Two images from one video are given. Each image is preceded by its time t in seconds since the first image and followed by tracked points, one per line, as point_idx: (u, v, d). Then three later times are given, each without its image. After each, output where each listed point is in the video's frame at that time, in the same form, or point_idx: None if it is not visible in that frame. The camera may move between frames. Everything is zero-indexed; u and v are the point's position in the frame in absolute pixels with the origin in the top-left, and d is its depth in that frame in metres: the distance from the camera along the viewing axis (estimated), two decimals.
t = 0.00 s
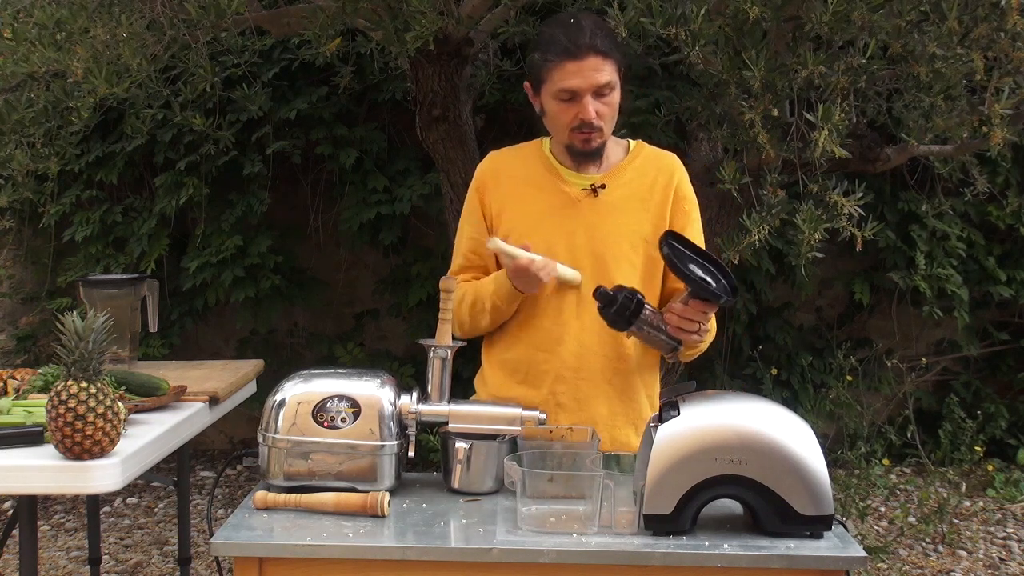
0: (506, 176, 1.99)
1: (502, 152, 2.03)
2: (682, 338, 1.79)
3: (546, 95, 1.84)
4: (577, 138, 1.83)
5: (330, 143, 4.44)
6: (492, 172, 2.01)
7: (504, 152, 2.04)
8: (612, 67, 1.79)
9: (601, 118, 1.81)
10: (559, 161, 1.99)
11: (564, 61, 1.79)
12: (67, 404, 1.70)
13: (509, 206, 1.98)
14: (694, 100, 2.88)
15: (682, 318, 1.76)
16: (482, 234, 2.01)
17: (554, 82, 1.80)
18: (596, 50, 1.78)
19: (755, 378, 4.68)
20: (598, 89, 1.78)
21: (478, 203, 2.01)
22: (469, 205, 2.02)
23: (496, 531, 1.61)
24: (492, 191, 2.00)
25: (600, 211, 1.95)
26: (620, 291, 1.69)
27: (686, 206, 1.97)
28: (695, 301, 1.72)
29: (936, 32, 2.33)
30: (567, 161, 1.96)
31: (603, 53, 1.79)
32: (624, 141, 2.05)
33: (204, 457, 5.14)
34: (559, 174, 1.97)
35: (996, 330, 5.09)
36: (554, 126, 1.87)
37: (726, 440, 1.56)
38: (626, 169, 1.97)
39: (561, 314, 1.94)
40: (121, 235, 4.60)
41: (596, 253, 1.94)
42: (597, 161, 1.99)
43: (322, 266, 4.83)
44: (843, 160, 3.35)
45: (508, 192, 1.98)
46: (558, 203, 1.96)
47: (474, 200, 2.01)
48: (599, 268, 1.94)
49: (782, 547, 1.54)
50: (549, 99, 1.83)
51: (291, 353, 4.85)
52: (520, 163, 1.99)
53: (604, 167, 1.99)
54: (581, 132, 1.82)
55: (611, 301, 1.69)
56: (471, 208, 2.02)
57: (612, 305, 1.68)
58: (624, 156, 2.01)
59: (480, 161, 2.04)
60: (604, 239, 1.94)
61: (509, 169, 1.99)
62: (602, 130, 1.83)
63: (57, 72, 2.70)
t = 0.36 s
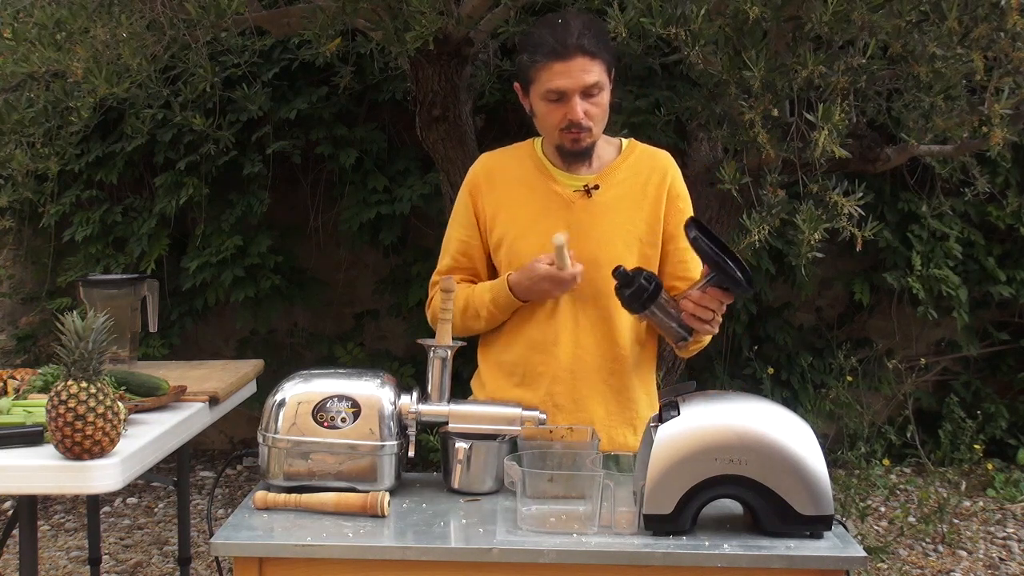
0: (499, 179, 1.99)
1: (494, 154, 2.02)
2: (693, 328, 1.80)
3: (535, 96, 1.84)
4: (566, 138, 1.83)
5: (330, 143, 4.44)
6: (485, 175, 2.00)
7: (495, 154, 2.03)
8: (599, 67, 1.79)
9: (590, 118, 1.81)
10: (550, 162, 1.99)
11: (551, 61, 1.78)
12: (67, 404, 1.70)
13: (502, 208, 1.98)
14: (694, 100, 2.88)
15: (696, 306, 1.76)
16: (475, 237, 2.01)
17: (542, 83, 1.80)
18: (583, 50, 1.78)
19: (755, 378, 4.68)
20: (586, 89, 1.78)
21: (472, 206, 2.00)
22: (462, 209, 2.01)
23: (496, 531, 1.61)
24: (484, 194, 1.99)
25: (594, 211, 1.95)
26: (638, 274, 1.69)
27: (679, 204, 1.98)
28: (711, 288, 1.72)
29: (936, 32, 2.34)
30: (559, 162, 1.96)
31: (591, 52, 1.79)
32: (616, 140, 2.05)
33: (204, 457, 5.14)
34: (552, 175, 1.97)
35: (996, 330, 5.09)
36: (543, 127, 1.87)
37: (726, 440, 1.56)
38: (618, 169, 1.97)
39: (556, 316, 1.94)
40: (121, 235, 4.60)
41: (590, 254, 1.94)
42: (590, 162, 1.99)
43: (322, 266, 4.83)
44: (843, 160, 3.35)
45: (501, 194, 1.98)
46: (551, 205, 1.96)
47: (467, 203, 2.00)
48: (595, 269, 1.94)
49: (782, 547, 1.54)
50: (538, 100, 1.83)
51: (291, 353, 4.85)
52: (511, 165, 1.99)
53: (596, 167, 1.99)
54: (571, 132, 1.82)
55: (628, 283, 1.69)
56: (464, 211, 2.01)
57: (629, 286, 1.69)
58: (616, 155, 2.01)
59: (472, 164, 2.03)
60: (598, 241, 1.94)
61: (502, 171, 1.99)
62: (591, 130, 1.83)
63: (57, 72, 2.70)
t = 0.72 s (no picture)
0: (497, 178, 1.99)
1: (491, 154, 2.02)
2: (702, 335, 1.79)
3: (527, 83, 1.85)
4: (553, 124, 1.83)
5: (330, 143, 4.44)
6: (482, 174, 1.99)
7: (492, 153, 2.03)
8: (592, 54, 1.80)
9: (578, 105, 1.81)
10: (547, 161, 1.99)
11: (543, 45, 1.80)
12: (67, 404, 1.70)
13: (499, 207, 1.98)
14: (694, 100, 2.88)
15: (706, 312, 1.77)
16: (472, 237, 1.98)
17: (533, 67, 1.81)
18: (575, 36, 1.79)
19: (755, 378, 4.68)
20: (575, 72, 1.79)
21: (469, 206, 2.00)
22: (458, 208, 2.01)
23: (496, 531, 1.61)
24: (481, 194, 1.99)
25: (590, 211, 1.95)
26: (652, 278, 1.68)
27: (676, 204, 1.99)
28: (724, 295, 1.74)
29: (936, 32, 2.34)
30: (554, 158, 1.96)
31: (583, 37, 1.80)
32: (613, 140, 2.05)
33: (204, 457, 5.14)
34: (548, 174, 1.97)
35: (996, 330, 5.09)
36: (532, 114, 1.87)
37: (726, 441, 1.56)
38: (616, 168, 1.98)
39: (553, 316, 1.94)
40: (121, 235, 4.61)
41: (588, 255, 1.94)
42: (586, 162, 1.99)
43: (322, 266, 4.83)
44: (843, 160, 3.35)
45: (498, 194, 1.98)
46: (548, 205, 1.96)
47: (464, 203, 2.00)
48: (591, 269, 1.94)
49: (782, 547, 1.54)
50: (529, 86, 1.84)
51: (291, 353, 4.85)
52: (508, 165, 1.99)
53: (593, 166, 1.99)
54: (558, 117, 1.82)
55: (642, 287, 1.68)
56: (461, 211, 2.00)
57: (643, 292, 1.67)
58: (613, 155, 2.01)
59: (469, 163, 2.03)
60: (595, 241, 1.94)
61: (498, 171, 1.99)
62: (580, 118, 1.82)
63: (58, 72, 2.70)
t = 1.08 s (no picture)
0: (500, 176, 1.98)
1: (493, 152, 2.01)
2: (702, 338, 1.80)
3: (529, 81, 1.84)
4: (547, 120, 1.82)
5: (330, 143, 4.44)
6: (484, 171, 1.99)
7: (494, 151, 2.02)
8: (596, 57, 1.80)
9: (573, 105, 1.81)
10: (549, 161, 1.99)
11: (547, 44, 1.80)
12: (67, 405, 1.70)
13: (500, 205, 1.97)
14: (694, 100, 2.88)
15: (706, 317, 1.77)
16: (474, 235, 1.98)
17: (534, 65, 1.81)
18: (580, 38, 1.79)
19: (755, 378, 4.68)
20: (573, 72, 1.79)
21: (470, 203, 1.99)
22: (459, 205, 2.00)
23: (496, 531, 1.61)
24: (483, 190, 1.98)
25: (593, 210, 1.95)
26: (655, 281, 1.72)
27: (676, 205, 2.00)
28: (724, 300, 1.73)
29: (936, 32, 2.34)
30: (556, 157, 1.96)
31: (589, 39, 1.80)
32: (614, 140, 2.06)
33: (204, 457, 5.14)
34: (551, 172, 1.96)
35: (996, 330, 5.09)
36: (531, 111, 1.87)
37: (727, 441, 1.56)
38: (618, 168, 1.98)
39: (555, 315, 1.93)
40: (121, 235, 4.61)
41: (590, 254, 1.94)
42: (589, 161, 1.99)
43: (322, 266, 4.84)
44: (843, 160, 3.35)
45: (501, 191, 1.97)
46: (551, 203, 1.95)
47: (466, 200, 1.99)
48: (594, 268, 1.94)
49: (782, 547, 1.54)
50: (530, 83, 1.84)
51: (291, 353, 4.85)
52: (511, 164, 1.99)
53: (595, 166, 1.99)
54: (552, 115, 1.82)
55: (644, 290, 1.72)
56: (463, 208, 1.99)
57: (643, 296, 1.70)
58: (615, 155, 2.01)
59: (470, 160, 2.02)
60: (598, 241, 1.94)
61: (500, 169, 1.99)
62: (574, 118, 1.82)
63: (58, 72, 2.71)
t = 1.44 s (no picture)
0: (503, 176, 1.99)
1: (497, 152, 2.02)
2: (702, 339, 1.80)
3: (535, 81, 1.84)
4: (552, 121, 1.82)
5: (330, 143, 4.44)
6: (488, 171, 1.99)
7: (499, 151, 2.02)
8: (602, 59, 1.80)
9: (579, 106, 1.81)
10: (553, 161, 1.99)
11: (555, 45, 1.80)
12: (67, 405, 1.70)
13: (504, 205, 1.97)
14: (694, 100, 2.88)
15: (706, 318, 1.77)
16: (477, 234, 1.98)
17: (541, 65, 1.81)
18: (587, 40, 1.79)
19: (755, 378, 4.69)
20: (580, 73, 1.79)
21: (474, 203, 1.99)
22: (463, 204, 2.00)
23: (496, 531, 1.61)
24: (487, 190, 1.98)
25: (597, 210, 1.95)
26: (655, 282, 1.72)
27: (680, 206, 2.00)
28: (724, 301, 1.73)
29: (936, 32, 2.34)
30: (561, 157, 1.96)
31: (595, 40, 1.80)
32: (618, 141, 2.06)
33: (204, 457, 5.13)
34: (555, 172, 1.97)
35: (996, 330, 5.09)
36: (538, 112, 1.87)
37: (726, 441, 1.56)
38: (622, 169, 1.98)
39: (559, 314, 1.93)
40: (121, 235, 4.61)
41: (594, 253, 1.94)
42: (593, 162, 1.99)
43: (322, 266, 4.84)
44: (843, 160, 3.35)
45: (505, 190, 1.97)
46: (556, 203, 1.95)
47: (469, 199, 1.99)
48: (598, 267, 1.94)
49: (782, 547, 1.54)
50: (536, 83, 1.84)
51: (291, 353, 4.85)
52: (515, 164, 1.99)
53: (599, 166, 1.99)
54: (558, 115, 1.81)
55: (644, 292, 1.73)
56: (467, 207, 2.00)
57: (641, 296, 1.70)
58: (619, 155, 2.02)
59: (475, 160, 2.02)
60: (602, 240, 1.94)
61: (504, 168, 1.99)
62: (580, 120, 1.82)
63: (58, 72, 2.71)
